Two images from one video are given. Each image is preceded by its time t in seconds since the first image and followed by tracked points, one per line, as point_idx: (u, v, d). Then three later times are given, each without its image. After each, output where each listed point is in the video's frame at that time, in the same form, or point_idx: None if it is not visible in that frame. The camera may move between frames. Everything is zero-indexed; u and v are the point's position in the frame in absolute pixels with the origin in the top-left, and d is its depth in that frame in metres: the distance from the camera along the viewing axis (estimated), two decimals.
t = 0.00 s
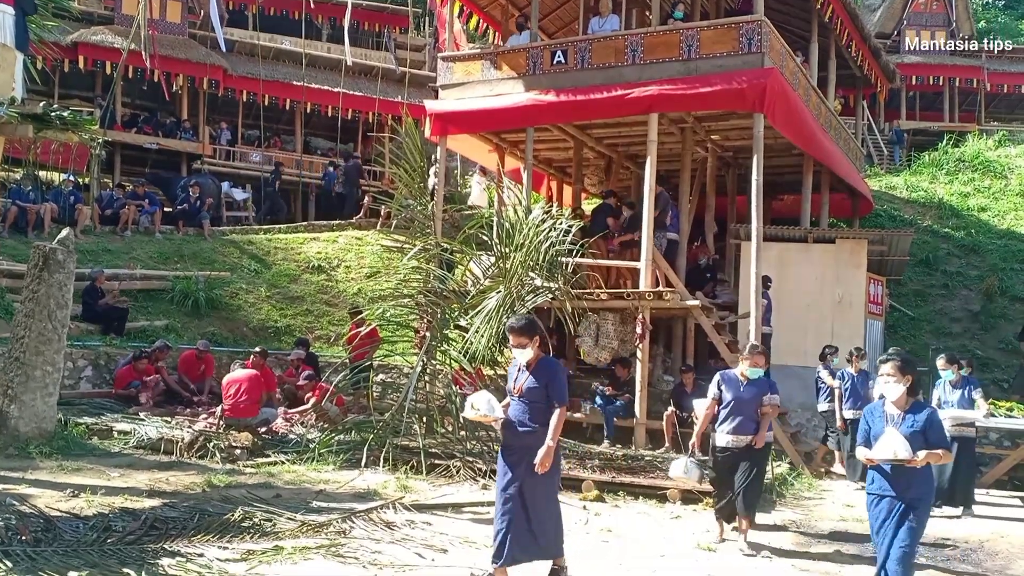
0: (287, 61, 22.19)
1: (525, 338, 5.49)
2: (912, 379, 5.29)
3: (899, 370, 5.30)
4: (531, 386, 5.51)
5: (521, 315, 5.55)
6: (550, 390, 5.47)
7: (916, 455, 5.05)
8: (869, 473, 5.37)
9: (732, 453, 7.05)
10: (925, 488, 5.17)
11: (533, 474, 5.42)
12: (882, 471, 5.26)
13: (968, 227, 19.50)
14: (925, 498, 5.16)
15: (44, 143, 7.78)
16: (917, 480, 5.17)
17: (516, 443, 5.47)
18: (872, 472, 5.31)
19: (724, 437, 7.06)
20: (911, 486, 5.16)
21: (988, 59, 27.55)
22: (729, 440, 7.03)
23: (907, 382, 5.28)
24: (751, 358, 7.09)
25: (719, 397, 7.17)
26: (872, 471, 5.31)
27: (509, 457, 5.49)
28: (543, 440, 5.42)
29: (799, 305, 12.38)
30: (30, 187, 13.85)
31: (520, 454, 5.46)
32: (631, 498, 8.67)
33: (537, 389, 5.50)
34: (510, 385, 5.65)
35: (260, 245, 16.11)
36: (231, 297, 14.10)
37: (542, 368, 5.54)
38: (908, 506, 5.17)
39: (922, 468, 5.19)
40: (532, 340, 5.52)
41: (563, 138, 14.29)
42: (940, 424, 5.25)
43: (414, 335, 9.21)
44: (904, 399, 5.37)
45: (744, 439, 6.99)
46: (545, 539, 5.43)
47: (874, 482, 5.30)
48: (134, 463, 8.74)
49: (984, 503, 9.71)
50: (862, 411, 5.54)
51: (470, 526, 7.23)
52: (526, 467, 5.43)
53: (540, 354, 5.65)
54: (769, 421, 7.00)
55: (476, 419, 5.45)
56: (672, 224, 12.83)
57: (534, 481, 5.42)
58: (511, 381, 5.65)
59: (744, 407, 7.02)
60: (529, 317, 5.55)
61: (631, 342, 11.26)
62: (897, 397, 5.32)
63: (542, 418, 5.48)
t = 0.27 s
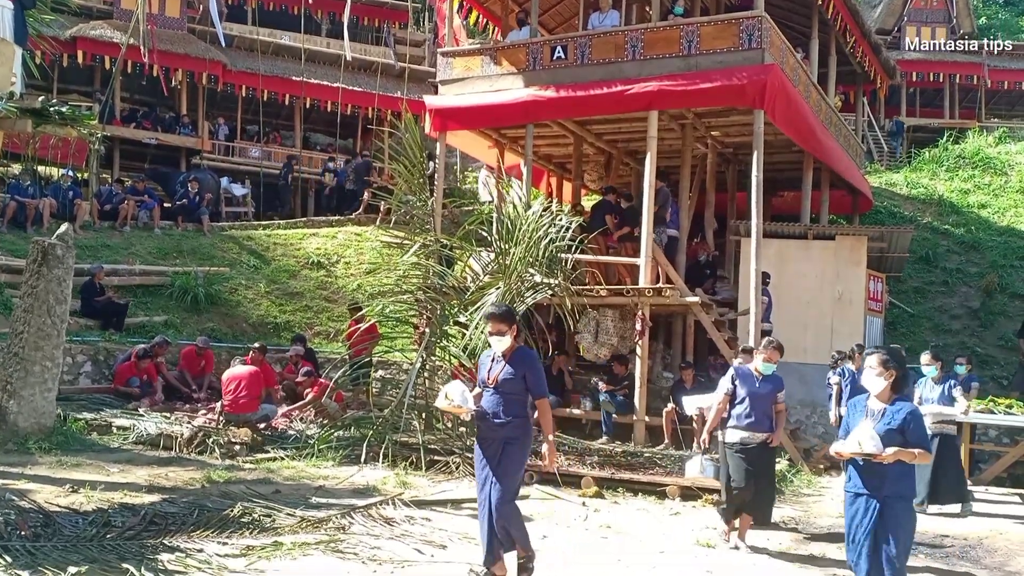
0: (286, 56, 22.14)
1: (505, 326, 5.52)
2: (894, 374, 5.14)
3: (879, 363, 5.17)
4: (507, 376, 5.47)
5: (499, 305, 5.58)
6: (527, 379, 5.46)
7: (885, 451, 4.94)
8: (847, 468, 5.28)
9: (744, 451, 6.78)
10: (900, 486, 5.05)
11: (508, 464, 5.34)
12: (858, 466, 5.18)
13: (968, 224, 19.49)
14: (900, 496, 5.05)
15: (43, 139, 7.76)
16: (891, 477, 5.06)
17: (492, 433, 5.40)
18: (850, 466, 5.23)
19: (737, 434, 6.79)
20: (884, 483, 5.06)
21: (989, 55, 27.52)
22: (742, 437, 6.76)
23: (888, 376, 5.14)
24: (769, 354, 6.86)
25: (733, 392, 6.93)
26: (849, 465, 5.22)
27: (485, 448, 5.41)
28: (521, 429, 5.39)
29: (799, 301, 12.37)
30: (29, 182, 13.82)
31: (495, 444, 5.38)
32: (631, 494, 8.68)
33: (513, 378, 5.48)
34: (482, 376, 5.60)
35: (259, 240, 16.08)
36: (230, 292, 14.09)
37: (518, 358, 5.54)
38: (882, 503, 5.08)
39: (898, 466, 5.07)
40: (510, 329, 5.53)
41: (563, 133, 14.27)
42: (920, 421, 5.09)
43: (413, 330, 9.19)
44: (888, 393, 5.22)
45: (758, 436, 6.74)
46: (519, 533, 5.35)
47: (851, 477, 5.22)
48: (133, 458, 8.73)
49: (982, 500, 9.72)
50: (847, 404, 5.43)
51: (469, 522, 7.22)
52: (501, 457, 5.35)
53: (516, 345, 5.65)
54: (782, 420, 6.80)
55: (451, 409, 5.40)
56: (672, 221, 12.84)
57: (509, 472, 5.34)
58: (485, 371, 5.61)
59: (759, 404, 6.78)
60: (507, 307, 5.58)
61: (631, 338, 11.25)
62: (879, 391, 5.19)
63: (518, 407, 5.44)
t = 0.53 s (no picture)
0: (285, 54, 22.15)
1: (487, 324, 5.44)
2: (855, 370, 4.86)
3: (840, 360, 4.91)
4: (487, 377, 5.43)
5: (478, 303, 5.52)
6: (506, 380, 5.42)
7: (839, 449, 4.65)
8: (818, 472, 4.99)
9: (758, 457, 6.52)
10: (866, 488, 4.73)
11: (485, 467, 5.31)
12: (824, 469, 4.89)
13: (966, 224, 19.52)
14: (865, 498, 4.72)
15: (42, 136, 7.77)
16: (857, 478, 4.74)
17: (469, 434, 5.36)
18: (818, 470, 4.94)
19: (750, 440, 6.52)
20: (849, 485, 4.75)
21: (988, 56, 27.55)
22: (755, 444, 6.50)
23: (849, 372, 4.88)
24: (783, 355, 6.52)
25: (746, 397, 6.61)
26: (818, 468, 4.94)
27: (463, 449, 5.39)
28: (500, 432, 5.37)
29: (797, 301, 12.39)
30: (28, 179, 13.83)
31: (472, 446, 5.36)
32: (629, 493, 8.73)
33: (492, 379, 5.43)
34: (461, 376, 5.55)
35: (258, 239, 16.09)
36: (229, 290, 14.10)
37: (497, 358, 5.49)
38: (848, 507, 4.75)
39: (864, 467, 4.75)
40: (490, 328, 5.46)
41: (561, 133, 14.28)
42: (885, 419, 4.75)
43: (411, 329, 9.21)
44: (855, 391, 4.93)
45: (771, 444, 6.47)
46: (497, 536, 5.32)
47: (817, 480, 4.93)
48: (132, 455, 8.74)
49: (978, 500, 9.74)
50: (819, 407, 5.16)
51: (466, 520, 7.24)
52: (478, 460, 5.33)
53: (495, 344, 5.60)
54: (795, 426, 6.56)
55: (425, 408, 5.53)
56: (670, 221, 12.87)
57: (487, 475, 5.31)
58: (463, 371, 5.55)
59: (774, 409, 6.48)
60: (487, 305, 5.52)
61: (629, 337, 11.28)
62: (843, 389, 4.92)
63: (495, 408, 5.40)
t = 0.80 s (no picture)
0: (284, 55, 22.15)
1: (465, 322, 5.36)
2: (813, 371, 4.88)
3: (799, 361, 4.94)
4: (462, 377, 5.37)
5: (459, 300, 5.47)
6: (481, 380, 5.34)
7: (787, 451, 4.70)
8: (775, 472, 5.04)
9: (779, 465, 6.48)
10: (815, 491, 4.77)
11: (458, 468, 5.28)
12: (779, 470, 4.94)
13: (964, 229, 19.54)
14: (814, 501, 4.76)
15: (40, 135, 7.76)
16: (808, 480, 4.79)
17: (444, 434, 5.34)
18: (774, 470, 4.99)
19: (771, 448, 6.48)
20: (799, 487, 4.80)
21: (986, 60, 27.56)
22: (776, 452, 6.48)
23: (806, 375, 4.90)
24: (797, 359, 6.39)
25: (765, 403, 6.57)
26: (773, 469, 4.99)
27: (438, 450, 5.36)
28: (473, 433, 5.32)
29: (795, 304, 12.39)
30: (26, 179, 13.82)
31: (446, 446, 5.33)
32: (626, 496, 8.76)
33: (468, 379, 5.37)
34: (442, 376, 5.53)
35: (256, 239, 16.07)
36: (227, 290, 14.08)
37: (476, 357, 5.43)
38: (797, 509, 4.81)
39: (815, 469, 4.81)
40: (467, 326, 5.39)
41: (560, 135, 14.28)
42: (837, 421, 4.79)
43: (410, 330, 9.22)
44: (812, 393, 4.96)
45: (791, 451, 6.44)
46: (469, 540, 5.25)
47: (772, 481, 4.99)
48: (129, 456, 8.73)
49: (975, 504, 9.74)
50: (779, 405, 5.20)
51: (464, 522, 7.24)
52: (453, 461, 5.30)
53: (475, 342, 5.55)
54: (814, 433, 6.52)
55: (402, 410, 5.37)
56: (669, 223, 12.86)
57: (460, 476, 5.27)
58: (443, 371, 5.53)
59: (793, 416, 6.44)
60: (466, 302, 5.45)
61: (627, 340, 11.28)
62: (800, 390, 4.96)
63: (471, 408, 5.37)
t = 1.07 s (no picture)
0: (282, 59, 22.18)
1: (437, 324, 5.18)
2: (770, 375, 5.08)
3: (757, 366, 5.12)
4: (433, 380, 5.15)
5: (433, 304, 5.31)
6: (452, 381, 5.09)
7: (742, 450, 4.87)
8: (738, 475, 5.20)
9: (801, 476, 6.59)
10: (772, 491, 4.93)
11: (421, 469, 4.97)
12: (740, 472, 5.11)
13: (960, 235, 19.59)
14: (770, 501, 4.92)
15: (37, 138, 7.76)
16: (765, 480, 4.96)
17: (415, 438, 5.07)
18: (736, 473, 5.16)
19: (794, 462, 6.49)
20: (756, 487, 4.97)
21: (983, 67, 27.62)
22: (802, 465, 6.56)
23: (765, 379, 5.09)
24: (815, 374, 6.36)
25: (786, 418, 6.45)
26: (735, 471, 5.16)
27: (407, 454, 5.08)
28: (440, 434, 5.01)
29: (791, 311, 12.41)
30: (22, 182, 13.81)
31: (416, 450, 5.05)
32: (622, 501, 8.74)
33: (439, 381, 5.14)
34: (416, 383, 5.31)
35: (253, 243, 16.06)
36: (223, 294, 14.07)
37: (449, 361, 5.21)
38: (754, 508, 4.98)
39: (772, 468, 4.97)
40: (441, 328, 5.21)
41: (558, 140, 14.31)
42: (795, 422, 4.93)
43: (406, 334, 9.14)
44: (771, 396, 5.14)
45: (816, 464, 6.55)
46: (437, 549, 4.88)
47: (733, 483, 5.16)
48: (124, 460, 8.72)
49: (970, 510, 9.75)
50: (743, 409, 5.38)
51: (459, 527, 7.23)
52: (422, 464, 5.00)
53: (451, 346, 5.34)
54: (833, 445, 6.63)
55: (372, 414, 5.10)
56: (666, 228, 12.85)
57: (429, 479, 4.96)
58: (418, 377, 5.30)
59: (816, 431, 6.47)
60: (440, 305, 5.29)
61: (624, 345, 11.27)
62: (760, 394, 5.13)
63: (443, 411, 5.10)
